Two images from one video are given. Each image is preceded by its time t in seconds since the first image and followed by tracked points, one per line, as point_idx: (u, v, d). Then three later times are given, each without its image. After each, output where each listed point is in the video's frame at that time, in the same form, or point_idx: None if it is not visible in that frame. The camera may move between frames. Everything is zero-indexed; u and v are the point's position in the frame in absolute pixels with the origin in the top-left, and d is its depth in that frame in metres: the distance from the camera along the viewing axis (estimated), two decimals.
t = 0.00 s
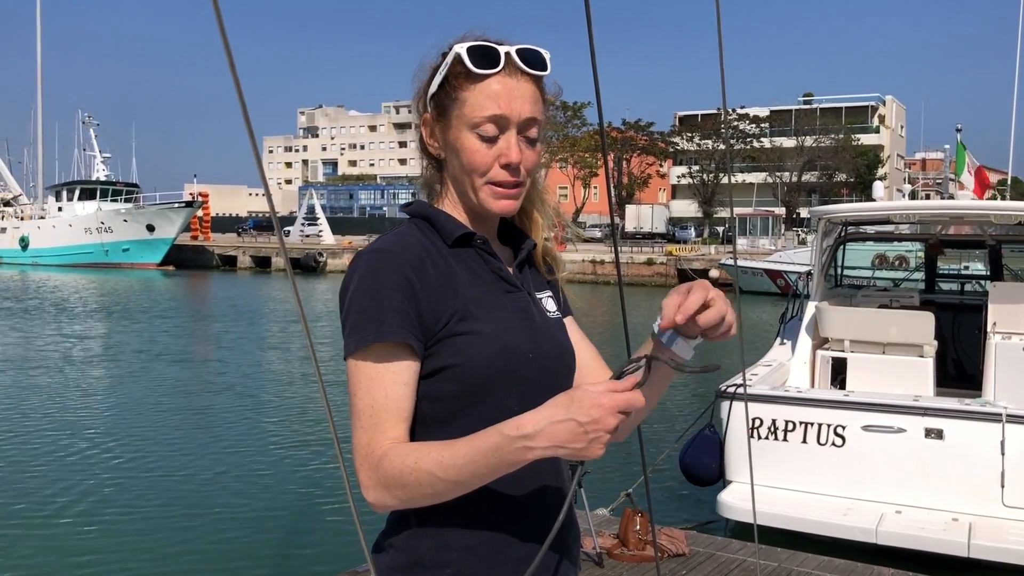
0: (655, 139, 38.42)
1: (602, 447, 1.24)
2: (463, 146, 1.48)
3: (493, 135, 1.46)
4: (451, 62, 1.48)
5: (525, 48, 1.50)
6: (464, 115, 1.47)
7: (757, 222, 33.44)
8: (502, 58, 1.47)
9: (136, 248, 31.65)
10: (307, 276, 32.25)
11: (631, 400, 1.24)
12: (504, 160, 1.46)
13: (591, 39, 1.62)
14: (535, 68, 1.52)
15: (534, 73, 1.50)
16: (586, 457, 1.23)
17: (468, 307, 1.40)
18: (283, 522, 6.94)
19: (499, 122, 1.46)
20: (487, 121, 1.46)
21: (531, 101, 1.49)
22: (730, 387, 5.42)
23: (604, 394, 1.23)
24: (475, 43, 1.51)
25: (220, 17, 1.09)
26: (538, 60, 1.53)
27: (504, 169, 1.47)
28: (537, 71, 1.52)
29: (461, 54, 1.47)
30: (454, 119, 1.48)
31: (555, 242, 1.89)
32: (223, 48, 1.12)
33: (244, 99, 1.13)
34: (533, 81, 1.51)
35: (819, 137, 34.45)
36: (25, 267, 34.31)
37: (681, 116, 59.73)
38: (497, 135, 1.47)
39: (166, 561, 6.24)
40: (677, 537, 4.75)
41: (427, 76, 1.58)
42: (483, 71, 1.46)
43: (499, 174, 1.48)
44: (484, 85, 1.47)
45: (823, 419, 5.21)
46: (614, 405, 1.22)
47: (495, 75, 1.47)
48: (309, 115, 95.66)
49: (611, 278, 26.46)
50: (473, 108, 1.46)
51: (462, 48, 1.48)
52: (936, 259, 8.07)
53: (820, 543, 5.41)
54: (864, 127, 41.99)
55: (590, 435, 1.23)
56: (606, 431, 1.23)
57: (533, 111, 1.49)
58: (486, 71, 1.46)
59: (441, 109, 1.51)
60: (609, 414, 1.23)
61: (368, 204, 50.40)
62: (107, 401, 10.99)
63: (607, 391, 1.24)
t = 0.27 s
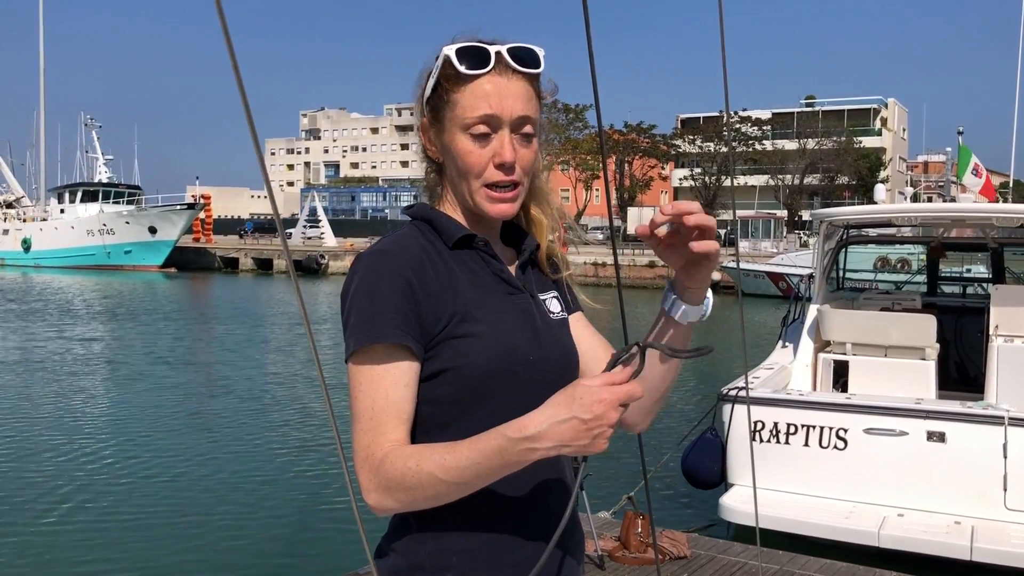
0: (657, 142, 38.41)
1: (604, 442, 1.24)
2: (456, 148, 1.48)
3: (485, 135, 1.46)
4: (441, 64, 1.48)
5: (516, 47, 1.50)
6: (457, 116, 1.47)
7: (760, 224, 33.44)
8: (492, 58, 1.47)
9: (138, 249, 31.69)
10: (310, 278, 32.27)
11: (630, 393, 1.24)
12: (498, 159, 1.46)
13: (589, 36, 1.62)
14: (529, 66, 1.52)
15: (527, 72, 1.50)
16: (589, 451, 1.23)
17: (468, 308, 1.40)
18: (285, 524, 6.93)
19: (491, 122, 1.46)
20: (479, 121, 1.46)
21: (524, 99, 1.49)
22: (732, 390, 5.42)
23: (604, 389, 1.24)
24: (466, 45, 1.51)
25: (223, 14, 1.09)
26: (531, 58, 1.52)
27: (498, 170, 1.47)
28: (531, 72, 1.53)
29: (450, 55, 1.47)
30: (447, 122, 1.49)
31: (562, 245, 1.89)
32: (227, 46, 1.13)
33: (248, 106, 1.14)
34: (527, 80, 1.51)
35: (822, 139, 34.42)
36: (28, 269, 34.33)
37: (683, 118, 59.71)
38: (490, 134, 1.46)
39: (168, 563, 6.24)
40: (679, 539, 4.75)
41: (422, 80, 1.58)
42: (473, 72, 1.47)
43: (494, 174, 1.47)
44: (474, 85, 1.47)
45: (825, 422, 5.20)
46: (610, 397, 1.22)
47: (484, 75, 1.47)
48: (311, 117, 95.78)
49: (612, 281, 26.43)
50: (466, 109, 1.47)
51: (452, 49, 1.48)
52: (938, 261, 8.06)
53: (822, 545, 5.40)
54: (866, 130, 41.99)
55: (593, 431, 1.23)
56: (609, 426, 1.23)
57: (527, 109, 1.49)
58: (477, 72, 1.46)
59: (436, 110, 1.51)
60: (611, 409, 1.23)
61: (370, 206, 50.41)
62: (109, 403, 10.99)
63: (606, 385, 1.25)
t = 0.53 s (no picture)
0: (659, 143, 38.39)
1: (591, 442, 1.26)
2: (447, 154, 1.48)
3: (475, 138, 1.46)
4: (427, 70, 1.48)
5: (501, 45, 1.50)
6: (448, 120, 1.47)
7: (761, 225, 33.47)
8: (478, 60, 1.47)
9: (140, 251, 31.71)
10: (311, 279, 32.32)
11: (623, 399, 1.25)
12: (490, 161, 1.46)
13: (587, 37, 1.62)
14: (517, 65, 1.52)
15: (515, 71, 1.50)
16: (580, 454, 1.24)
17: (472, 312, 1.40)
18: (286, 526, 6.93)
19: (480, 125, 1.46)
20: (468, 126, 1.46)
21: (511, 99, 1.48)
22: (733, 391, 5.41)
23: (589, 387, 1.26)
24: (452, 47, 1.51)
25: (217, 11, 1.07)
26: (520, 57, 1.52)
27: (491, 173, 1.47)
28: (519, 70, 1.52)
29: (434, 63, 1.48)
30: (439, 127, 1.49)
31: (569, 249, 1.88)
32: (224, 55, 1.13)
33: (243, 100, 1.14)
34: (516, 82, 1.51)
35: (824, 140, 34.38)
36: (30, 271, 34.36)
37: (685, 119, 59.68)
38: (479, 138, 1.46)
39: (169, 565, 6.23)
40: (680, 541, 4.74)
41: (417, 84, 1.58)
42: (457, 76, 1.46)
43: (488, 178, 1.47)
44: (461, 89, 1.47)
45: (827, 423, 5.20)
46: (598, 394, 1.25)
47: (470, 78, 1.47)
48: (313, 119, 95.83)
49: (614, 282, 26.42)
50: (454, 113, 1.46)
51: (433, 58, 1.49)
52: (939, 262, 8.05)
53: (823, 547, 5.40)
54: (867, 130, 42.01)
55: (584, 430, 1.25)
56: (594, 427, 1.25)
57: (517, 109, 1.49)
58: (462, 76, 1.46)
59: (429, 115, 1.51)
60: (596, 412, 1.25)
61: (372, 207, 50.40)
62: (111, 405, 10.99)
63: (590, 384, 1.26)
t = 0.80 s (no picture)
0: (659, 142, 38.40)
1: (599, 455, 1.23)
2: (462, 156, 1.48)
3: (493, 144, 1.46)
4: (450, 69, 1.48)
5: (523, 54, 1.50)
6: (465, 123, 1.47)
7: (763, 224, 33.50)
8: (502, 67, 1.48)
9: (141, 252, 31.75)
10: (313, 280, 32.34)
11: (628, 411, 1.21)
12: (505, 168, 1.47)
13: (585, 44, 1.63)
14: (536, 75, 1.52)
15: (534, 81, 1.51)
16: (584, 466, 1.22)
17: (460, 315, 1.40)
18: (288, 527, 6.93)
19: (501, 131, 1.47)
20: (489, 130, 1.46)
21: (532, 109, 1.49)
22: (734, 391, 5.41)
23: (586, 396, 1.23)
24: (474, 49, 1.51)
25: None
26: (537, 66, 1.53)
27: (504, 179, 1.48)
28: (539, 80, 1.53)
29: (462, 62, 1.47)
30: (453, 129, 1.49)
31: (552, 250, 1.89)
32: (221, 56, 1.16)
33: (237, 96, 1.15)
34: (532, 88, 1.52)
35: (825, 139, 34.39)
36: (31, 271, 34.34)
37: (686, 118, 59.68)
38: (498, 144, 1.47)
39: (172, 567, 6.25)
40: (681, 540, 4.75)
41: (427, 81, 1.58)
42: (483, 80, 1.47)
43: (500, 184, 1.48)
44: (485, 93, 1.48)
45: (827, 423, 5.20)
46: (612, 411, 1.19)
47: (494, 83, 1.48)
48: (314, 120, 95.91)
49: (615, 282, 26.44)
50: (476, 117, 1.47)
51: (463, 55, 1.48)
52: (940, 261, 8.05)
53: (824, 546, 5.40)
54: (868, 129, 41.99)
55: (585, 447, 1.22)
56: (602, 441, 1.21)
57: (534, 119, 1.49)
58: (488, 80, 1.47)
59: (439, 116, 1.51)
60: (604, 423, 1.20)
61: (373, 208, 50.43)
62: (113, 406, 11.00)
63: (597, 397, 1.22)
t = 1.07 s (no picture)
0: (660, 141, 38.40)
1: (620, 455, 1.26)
2: (471, 155, 1.47)
3: (505, 145, 1.46)
4: (462, 67, 1.47)
5: (530, 55, 1.52)
6: (476, 121, 1.46)
7: (763, 223, 33.50)
8: (513, 66, 1.48)
9: (142, 252, 31.77)
10: (314, 280, 32.37)
11: (649, 412, 1.27)
12: (516, 169, 1.47)
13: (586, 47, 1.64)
14: (541, 75, 1.53)
15: (542, 82, 1.52)
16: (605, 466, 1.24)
17: (460, 317, 1.41)
18: (289, 527, 6.93)
19: (513, 131, 1.47)
20: (501, 131, 1.46)
21: (541, 110, 1.50)
22: (735, 390, 5.41)
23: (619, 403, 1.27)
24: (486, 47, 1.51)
25: (210, 6, 1.13)
26: (542, 66, 1.54)
27: (514, 179, 1.48)
28: (545, 80, 1.54)
29: (476, 60, 1.46)
30: (463, 128, 1.48)
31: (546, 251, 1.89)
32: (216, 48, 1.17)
33: (237, 101, 1.17)
34: (539, 89, 1.52)
35: (825, 138, 34.38)
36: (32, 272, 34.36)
37: (686, 117, 59.68)
38: (510, 145, 1.47)
39: (173, 567, 6.24)
40: (682, 539, 4.75)
41: (429, 76, 1.56)
42: (496, 78, 1.46)
43: (509, 184, 1.48)
44: (497, 92, 1.47)
45: (828, 422, 5.20)
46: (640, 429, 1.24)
47: (506, 82, 1.48)
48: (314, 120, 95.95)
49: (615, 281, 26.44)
50: (488, 117, 1.46)
51: (476, 53, 1.47)
52: (941, 259, 8.04)
53: (826, 544, 5.39)
54: (869, 128, 41.97)
55: (605, 446, 1.25)
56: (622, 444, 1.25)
57: (543, 124, 1.50)
58: (501, 78, 1.46)
59: (446, 116, 1.49)
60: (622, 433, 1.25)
61: (373, 207, 50.45)
62: (113, 406, 11.00)
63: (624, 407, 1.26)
